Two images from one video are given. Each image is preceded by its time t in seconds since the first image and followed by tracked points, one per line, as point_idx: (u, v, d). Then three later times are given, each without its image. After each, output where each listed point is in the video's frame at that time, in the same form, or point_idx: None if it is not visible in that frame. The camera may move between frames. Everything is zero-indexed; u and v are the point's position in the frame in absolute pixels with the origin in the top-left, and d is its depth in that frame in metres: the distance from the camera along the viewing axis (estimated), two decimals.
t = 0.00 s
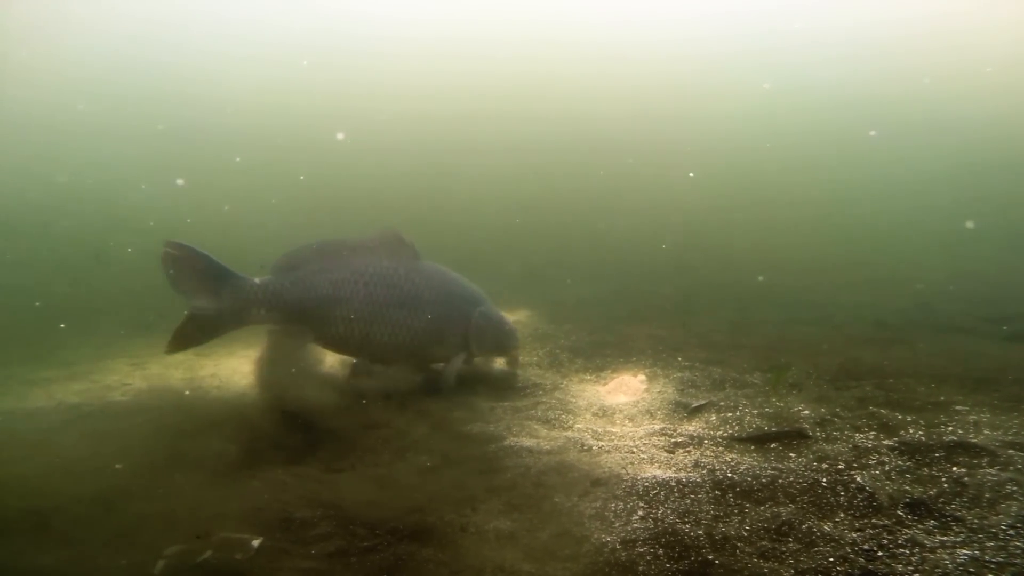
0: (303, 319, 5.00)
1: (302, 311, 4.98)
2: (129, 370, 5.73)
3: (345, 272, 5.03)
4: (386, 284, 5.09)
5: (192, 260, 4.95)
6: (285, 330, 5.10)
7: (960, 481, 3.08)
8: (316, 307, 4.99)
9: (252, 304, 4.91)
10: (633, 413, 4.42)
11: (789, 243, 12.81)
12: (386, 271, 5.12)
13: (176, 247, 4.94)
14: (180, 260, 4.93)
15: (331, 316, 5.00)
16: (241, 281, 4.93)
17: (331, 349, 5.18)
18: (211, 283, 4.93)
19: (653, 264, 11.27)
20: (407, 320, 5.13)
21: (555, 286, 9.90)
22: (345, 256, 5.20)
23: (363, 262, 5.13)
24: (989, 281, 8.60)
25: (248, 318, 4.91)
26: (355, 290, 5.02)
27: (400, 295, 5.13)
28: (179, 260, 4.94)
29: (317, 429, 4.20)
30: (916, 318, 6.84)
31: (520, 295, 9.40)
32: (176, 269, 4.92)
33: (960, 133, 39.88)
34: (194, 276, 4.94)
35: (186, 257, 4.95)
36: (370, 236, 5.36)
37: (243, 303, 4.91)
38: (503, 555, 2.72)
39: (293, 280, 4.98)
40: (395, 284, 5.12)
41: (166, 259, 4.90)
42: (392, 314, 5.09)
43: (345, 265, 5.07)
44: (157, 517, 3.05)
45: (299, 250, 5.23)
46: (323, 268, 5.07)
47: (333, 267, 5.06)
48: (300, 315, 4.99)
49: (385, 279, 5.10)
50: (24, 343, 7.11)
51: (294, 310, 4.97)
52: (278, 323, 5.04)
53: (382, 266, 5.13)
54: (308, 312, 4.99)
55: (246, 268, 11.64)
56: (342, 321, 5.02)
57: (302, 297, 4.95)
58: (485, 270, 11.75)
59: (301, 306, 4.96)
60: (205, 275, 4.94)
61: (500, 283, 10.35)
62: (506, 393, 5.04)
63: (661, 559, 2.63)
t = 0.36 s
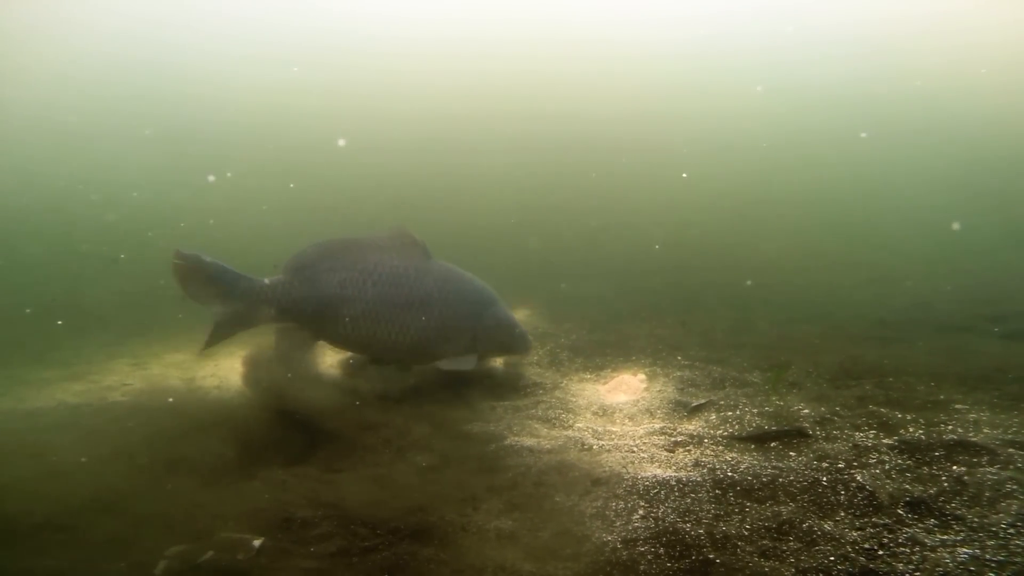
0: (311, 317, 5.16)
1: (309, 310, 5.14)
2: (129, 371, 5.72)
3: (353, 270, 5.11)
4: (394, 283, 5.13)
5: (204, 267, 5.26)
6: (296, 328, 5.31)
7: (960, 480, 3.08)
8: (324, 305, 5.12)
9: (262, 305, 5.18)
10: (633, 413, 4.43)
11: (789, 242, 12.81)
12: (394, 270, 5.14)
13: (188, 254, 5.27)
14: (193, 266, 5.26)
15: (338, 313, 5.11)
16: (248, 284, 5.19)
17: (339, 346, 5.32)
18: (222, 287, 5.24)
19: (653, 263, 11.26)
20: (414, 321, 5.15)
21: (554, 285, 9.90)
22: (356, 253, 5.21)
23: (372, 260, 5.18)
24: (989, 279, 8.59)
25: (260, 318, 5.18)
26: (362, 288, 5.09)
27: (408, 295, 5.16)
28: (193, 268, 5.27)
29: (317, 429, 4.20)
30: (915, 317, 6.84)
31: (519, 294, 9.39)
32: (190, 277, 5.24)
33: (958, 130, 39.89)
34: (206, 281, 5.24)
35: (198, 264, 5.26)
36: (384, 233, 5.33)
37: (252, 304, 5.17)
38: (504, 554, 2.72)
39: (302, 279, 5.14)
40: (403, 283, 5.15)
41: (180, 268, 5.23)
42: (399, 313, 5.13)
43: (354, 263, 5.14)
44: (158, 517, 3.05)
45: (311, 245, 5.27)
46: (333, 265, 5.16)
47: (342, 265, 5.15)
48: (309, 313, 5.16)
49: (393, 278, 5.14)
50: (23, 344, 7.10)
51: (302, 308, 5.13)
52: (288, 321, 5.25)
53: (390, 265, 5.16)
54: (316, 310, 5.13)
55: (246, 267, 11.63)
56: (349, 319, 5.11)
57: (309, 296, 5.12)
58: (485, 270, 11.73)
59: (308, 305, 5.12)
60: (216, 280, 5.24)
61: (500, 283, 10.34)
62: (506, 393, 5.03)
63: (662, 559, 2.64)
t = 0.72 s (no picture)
0: (316, 315, 5.20)
1: (314, 307, 5.18)
2: (124, 370, 5.70)
3: (357, 269, 5.15)
4: (398, 282, 5.17)
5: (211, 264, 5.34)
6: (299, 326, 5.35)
7: (953, 481, 3.10)
8: (328, 303, 5.15)
9: (267, 301, 5.23)
10: (628, 414, 4.43)
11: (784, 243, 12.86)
12: (399, 270, 5.18)
13: (194, 253, 5.37)
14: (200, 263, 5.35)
15: (342, 313, 5.15)
16: (252, 279, 5.23)
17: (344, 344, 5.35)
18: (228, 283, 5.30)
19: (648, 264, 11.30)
20: (419, 320, 5.19)
21: (550, 286, 9.91)
22: (360, 252, 5.23)
23: (376, 259, 5.21)
24: (982, 282, 8.64)
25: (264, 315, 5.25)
26: (366, 287, 5.13)
27: (413, 294, 5.20)
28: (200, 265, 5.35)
29: (312, 429, 4.19)
30: (909, 319, 6.87)
31: (515, 295, 9.40)
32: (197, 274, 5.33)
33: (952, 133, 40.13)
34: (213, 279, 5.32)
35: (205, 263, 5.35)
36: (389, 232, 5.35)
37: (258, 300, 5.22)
38: (500, 555, 2.72)
39: (306, 277, 5.17)
40: (408, 283, 5.19)
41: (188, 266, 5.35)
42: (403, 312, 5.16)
43: (358, 262, 5.18)
44: (152, 517, 3.04)
45: (315, 244, 5.30)
46: (337, 264, 5.19)
47: (346, 263, 5.18)
48: (313, 311, 5.20)
49: (397, 277, 5.18)
50: (16, 343, 7.06)
51: (307, 306, 5.17)
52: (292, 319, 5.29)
53: (395, 265, 5.20)
54: (320, 308, 5.17)
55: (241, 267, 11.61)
56: (353, 317, 5.14)
57: (314, 294, 5.15)
58: (482, 270, 11.74)
59: (313, 302, 5.16)
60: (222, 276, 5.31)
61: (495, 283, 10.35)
62: (502, 393, 5.03)
63: (658, 559, 2.64)
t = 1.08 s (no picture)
0: (325, 315, 5.18)
1: (324, 307, 5.15)
2: (118, 372, 5.67)
3: (367, 269, 5.18)
4: (408, 282, 5.20)
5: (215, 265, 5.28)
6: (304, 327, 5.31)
7: (949, 479, 3.11)
8: (338, 303, 5.15)
9: (276, 301, 5.17)
10: (625, 413, 4.44)
11: (779, 242, 12.89)
12: (408, 269, 5.23)
13: (199, 255, 5.31)
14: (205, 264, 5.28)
15: (349, 311, 5.14)
16: (261, 279, 5.18)
17: (352, 345, 5.34)
18: (235, 284, 5.23)
19: (644, 263, 11.31)
20: (428, 319, 5.21)
21: (546, 286, 9.91)
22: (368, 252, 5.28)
23: (386, 259, 5.25)
24: (976, 280, 8.68)
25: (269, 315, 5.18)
26: (376, 286, 5.15)
27: (423, 293, 5.23)
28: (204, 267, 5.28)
29: (309, 430, 4.18)
30: (904, 317, 6.90)
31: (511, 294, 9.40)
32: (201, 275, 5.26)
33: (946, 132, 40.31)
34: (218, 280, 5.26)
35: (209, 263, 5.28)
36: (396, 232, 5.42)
37: (266, 300, 5.16)
38: (498, 555, 2.72)
39: (313, 276, 5.16)
40: (415, 282, 5.23)
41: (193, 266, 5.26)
42: (413, 312, 5.19)
43: (367, 261, 5.21)
44: (149, 519, 3.03)
45: (322, 244, 5.33)
46: (346, 264, 5.21)
47: (356, 263, 5.20)
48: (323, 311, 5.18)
49: (407, 277, 5.22)
50: (9, 344, 7.02)
51: (316, 306, 5.14)
52: (298, 319, 5.25)
53: (402, 263, 5.24)
54: (330, 307, 5.15)
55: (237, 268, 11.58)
56: (362, 316, 5.15)
57: (320, 293, 5.13)
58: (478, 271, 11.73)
59: (323, 302, 5.14)
60: (228, 277, 5.25)
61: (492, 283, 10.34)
62: (499, 393, 5.03)
63: (656, 558, 2.65)
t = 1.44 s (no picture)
0: (329, 315, 5.18)
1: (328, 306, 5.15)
2: (110, 373, 5.64)
3: (374, 269, 5.18)
4: (414, 282, 5.21)
5: (221, 264, 5.25)
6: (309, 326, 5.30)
7: (940, 480, 3.14)
8: (342, 302, 5.16)
9: (280, 300, 5.15)
10: (620, 415, 4.44)
11: (771, 245, 12.97)
12: (414, 269, 5.24)
13: (205, 255, 5.29)
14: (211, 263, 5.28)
15: (355, 310, 5.14)
16: (266, 278, 5.17)
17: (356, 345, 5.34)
18: (240, 283, 5.23)
19: (637, 266, 11.34)
20: (434, 318, 5.22)
21: (540, 288, 9.92)
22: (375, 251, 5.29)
23: (393, 259, 5.26)
24: (966, 282, 8.76)
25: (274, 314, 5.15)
26: (381, 286, 5.16)
27: (429, 294, 5.24)
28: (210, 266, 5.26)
29: (302, 431, 4.16)
30: (895, 319, 6.95)
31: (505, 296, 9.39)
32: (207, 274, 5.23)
33: (936, 136, 40.65)
34: (224, 279, 5.24)
35: (215, 262, 5.25)
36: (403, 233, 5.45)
37: (271, 299, 5.14)
38: (493, 555, 2.71)
39: (319, 275, 5.15)
40: (421, 282, 5.23)
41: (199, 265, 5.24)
42: (418, 311, 5.19)
43: (374, 261, 5.21)
44: (140, 521, 3.01)
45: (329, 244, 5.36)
46: (351, 264, 5.21)
47: (361, 263, 5.20)
48: (327, 310, 5.18)
49: (413, 277, 5.22)
50: None
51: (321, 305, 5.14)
52: (303, 318, 5.23)
53: (408, 263, 5.25)
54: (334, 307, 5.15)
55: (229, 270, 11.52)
56: (368, 316, 5.15)
57: (327, 292, 5.13)
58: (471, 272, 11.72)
59: (328, 302, 5.14)
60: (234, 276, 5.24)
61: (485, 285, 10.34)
62: (493, 395, 5.03)
63: (650, 559, 2.65)
